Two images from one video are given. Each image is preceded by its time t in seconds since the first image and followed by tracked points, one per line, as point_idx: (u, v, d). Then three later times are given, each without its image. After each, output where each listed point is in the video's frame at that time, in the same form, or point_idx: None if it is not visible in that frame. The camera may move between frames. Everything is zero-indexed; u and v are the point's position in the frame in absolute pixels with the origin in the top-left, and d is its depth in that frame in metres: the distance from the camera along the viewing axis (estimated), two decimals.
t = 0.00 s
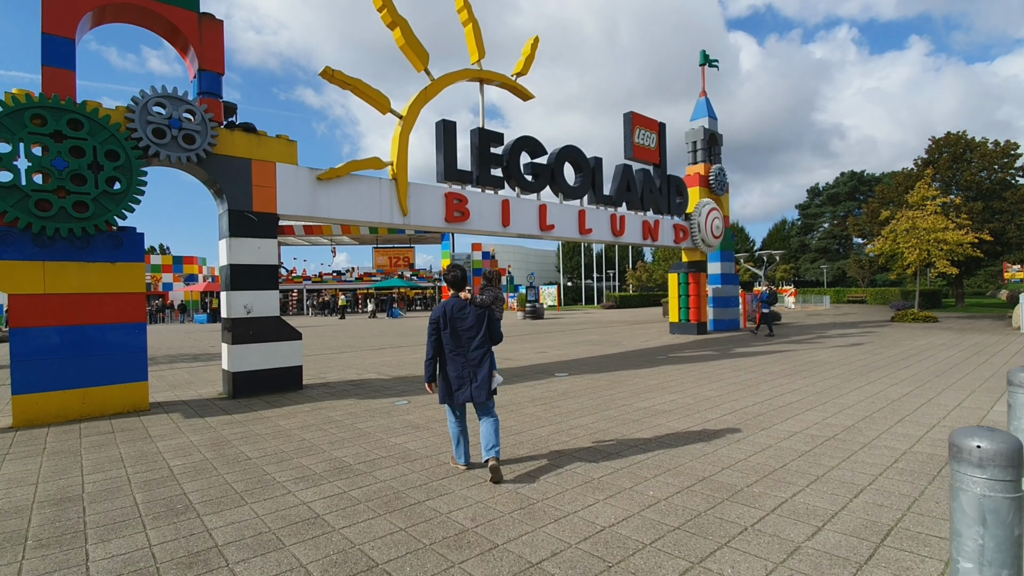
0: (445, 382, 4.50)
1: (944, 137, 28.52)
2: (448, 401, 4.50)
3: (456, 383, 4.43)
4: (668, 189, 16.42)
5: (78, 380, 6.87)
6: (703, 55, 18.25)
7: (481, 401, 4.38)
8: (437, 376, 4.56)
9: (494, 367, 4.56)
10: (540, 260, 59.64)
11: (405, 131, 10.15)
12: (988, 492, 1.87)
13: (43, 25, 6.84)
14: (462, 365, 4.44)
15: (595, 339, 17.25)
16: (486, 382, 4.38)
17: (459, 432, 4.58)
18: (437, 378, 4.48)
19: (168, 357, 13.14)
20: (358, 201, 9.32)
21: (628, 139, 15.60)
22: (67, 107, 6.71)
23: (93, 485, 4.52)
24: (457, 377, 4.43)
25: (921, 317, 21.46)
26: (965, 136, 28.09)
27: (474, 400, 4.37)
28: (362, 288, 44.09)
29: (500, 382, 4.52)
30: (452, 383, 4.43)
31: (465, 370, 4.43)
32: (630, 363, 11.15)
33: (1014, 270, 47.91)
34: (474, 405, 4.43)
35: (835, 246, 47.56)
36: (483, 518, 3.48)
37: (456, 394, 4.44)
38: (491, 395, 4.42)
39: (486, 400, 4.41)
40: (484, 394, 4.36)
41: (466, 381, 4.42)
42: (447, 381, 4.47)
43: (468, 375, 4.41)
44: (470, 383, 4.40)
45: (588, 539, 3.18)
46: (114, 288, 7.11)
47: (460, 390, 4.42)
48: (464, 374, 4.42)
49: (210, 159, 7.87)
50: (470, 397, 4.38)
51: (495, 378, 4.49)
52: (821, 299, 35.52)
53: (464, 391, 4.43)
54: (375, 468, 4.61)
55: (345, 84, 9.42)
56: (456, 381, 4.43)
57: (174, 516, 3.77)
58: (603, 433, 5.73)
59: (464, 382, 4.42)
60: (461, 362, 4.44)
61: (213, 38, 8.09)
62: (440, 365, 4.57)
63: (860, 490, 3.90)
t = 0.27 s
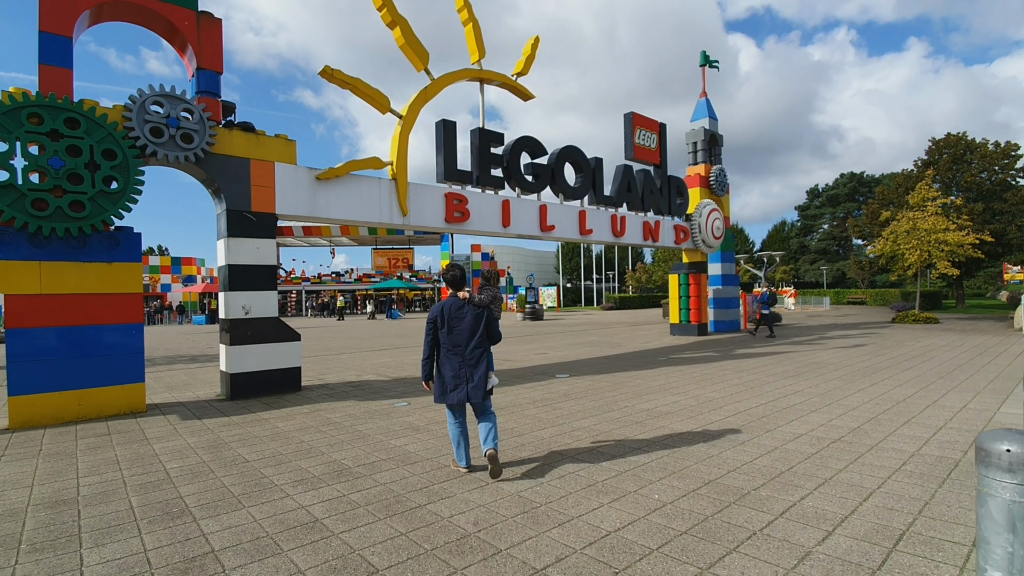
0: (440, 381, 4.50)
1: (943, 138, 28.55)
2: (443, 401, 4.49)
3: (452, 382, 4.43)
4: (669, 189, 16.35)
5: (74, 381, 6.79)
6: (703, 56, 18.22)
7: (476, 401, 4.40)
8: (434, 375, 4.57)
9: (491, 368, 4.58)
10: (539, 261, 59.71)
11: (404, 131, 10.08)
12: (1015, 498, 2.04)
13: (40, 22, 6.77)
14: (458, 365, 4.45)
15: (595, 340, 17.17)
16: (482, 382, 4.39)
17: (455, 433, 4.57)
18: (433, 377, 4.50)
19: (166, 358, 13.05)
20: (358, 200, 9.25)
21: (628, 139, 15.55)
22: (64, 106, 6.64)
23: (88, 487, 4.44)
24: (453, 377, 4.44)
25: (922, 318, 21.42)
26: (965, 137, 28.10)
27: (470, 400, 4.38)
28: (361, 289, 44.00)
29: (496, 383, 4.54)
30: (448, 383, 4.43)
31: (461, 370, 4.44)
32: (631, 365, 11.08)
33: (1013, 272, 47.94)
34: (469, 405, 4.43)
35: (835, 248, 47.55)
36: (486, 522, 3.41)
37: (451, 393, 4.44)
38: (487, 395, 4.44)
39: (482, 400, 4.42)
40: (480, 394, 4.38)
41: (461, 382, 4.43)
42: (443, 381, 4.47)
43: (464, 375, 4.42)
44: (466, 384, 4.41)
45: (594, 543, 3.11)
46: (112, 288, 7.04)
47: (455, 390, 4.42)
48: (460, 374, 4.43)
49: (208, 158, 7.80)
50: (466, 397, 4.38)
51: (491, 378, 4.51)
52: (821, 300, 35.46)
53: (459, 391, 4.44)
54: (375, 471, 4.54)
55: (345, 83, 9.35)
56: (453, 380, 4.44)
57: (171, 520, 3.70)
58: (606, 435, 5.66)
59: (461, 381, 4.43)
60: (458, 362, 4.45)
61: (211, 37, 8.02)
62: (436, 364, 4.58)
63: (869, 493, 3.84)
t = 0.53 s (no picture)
0: (437, 380, 4.46)
1: (942, 139, 28.57)
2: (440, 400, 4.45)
3: (449, 382, 4.39)
4: (669, 190, 16.29)
5: (69, 382, 6.70)
6: (703, 56, 18.18)
7: (473, 400, 4.37)
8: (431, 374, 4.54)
9: (488, 368, 4.56)
10: (538, 262, 59.67)
11: (403, 130, 10.01)
12: None
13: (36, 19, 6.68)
14: (456, 364, 4.41)
15: (595, 341, 17.10)
16: (479, 381, 4.36)
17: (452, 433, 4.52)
18: (430, 375, 4.48)
19: (162, 359, 12.95)
20: (356, 200, 9.17)
21: (628, 140, 15.49)
22: (60, 104, 6.56)
23: (83, 490, 4.35)
24: (450, 376, 4.40)
25: (922, 319, 21.39)
26: (964, 138, 28.11)
27: (466, 400, 4.35)
28: (360, 290, 43.88)
29: (493, 383, 4.52)
30: (444, 382, 4.39)
31: (458, 369, 4.41)
32: (631, 366, 11.02)
33: (1012, 273, 48.00)
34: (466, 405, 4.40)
35: (834, 249, 47.59)
36: (488, 527, 3.33)
37: (448, 393, 4.40)
38: (483, 395, 4.41)
39: (478, 400, 4.39)
40: (477, 393, 4.35)
41: (458, 381, 4.39)
42: (439, 379, 4.43)
43: (461, 374, 4.39)
44: (463, 383, 4.38)
45: (600, 549, 3.03)
46: (108, 289, 6.95)
47: (452, 389, 4.38)
48: (457, 373, 4.40)
49: (205, 157, 7.71)
50: (462, 396, 4.35)
51: (488, 379, 4.49)
52: (820, 301, 35.46)
53: (456, 390, 4.39)
54: (375, 474, 4.45)
55: (343, 82, 9.28)
56: (450, 379, 4.40)
57: (166, 525, 3.61)
58: (608, 437, 5.58)
59: (457, 381, 4.39)
60: (455, 361, 4.41)
61: (209, 35, 7.94)
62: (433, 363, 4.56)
63: (879, 497, 3.78)
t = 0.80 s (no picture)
0: (434, 381, 4.38)
1: (940, 140, 28.61)
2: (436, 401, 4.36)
3: (445, 382, 4.31)
4: (668, 190, 16.24)
5: (63, 384, 6.59)
6: (702, 57, 18.16)
7: (469, 401, 4.28)
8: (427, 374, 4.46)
9: (485, 369, 4.49)
10: (536, 263, 59.63)
11: (401, 130, 9.93)
12: None
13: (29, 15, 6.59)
14: (453, 364, 4.33)
15: (593, 342, 17.02)
16: (475, 382, 4.29)
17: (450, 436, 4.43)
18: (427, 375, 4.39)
19: (158, 361, 12.82)
20: (354, 200, 9.09)
21: (627, 140, 15.44)
22: (54, 102, 6.46)
23: (75, 494, 4.25)
24: (447, 377, 4.31)
25: (921, 320, 21.37)
26: (962, 140, 28.14)
27: (463, 400, 4.27)
28: (357, 291, 43.73)
29: (490, 384, 4.44)
30: (441, 382, 4.31)
31: (456, 369, 4.32)
32: (631, 367, 10.94)
33: (1008, 275, 48.08)
34: (462, 406, 4.31)
35: (831, 250, 47.65)
36: (489, 533, 3.25)
37: (445, 393, 4.31)
38: (480, 396, 4.34)
39: (475, 401, 4.31)
40: (474, 394, 4.27)
41: (456, 381, 4.30)
42: (436, 380, 4.35)
43: (458, 374, 4.30)
44: (459, 384, 4.29)
45: (605, 556, 2.96)
46: (102, 290, 6.85)
47: (449, 389, 4.29)
48: (455, 373, 4.31)
49: (200, 156, 7.62)
50: (459, 396, 4.27)
51: (485, 380, 4.43)
52: (818, 302, 35.46)
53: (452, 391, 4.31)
54: (373, 478, 4.37)
55: (341, 81, 9.20)
56: (446, 379, 4.31)
57: (161, 530, 3.52)
58: (610, 440, 5.51)
59: (455, 381, 4.30)
60: (452, 361, 4.33)
61: (205, 33, 7.86)
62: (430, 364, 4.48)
63: (887, 501, 3.71)
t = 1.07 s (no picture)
0: (428, 383, 4.33)
1: (933, 143, 28.78)
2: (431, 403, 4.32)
3: (440, 385, 4.26)
4: (663, 192, 16.23)
5: (52, 388, 6.47)
6: (697, 59, 18.18)
7: (464, 404, 4.23)
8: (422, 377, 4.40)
9: (481, 372, 4.43)
10: (531, 265, 59.60)
11: (397, 130, 9.86)
12: None
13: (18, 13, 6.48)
14: (448, 367, 4.28)
15: (589, 344, 16.98)
16: (470, 385, 4.23)
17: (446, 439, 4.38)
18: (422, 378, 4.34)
19: (149, 364, 12.67)
20: (348, 201, 9.00)
21: (623, 142, 15.41)
22: (43, 101, 6.35)
23: (63, 502, 4.15)
24: (442, 380, 4.27)
25: (914, 322, 21.44)
26: (954, 142, 28.31)
27: (457, 404, 4.21)
28: (351, 293, 43.53)
29: (486, 387, 4.38)
30: (436, 385, 4.26)
31: (451, 372, 4.28)
32: (628, 369, 10.89)
33: (999, 276, 48.42)
34: (457, 409, 4.26)
35: (825, 252, 47.87)
36: (488, 541, 3.18)
37: (440, 396, 4.27)
38: (476, 399, 4.29)
39: (470, 404, 4.26)
40: (469, 397, 4.22)
41: (450, 384, 4.25)
42: (430, 383, 4.30)
43: (453, 377, 4.25)
44: (454, 387, 4.23)
45: (606, 564, 2.89)
46: (92, 292, 6.74)
47: (444, 392, 4.24)
48: (449, 376, 4.26)
49: (193, 156, 7.52)
50: (454, 400, 4.21)
51: (481, 383, 4.36)
52: (812, 304, 35.57)
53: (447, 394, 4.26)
54: (368, 484, 4.29)
55: (336, 81, 9.11)
56: (441, 382, 4.27)
57: (150, 539, 3.43)
58: (608, 443, 5.44)
59: (449, 384, 4.26)
60: (447, 363, 4.28)
61: (198, 32, 7.76)
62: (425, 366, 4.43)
63: (890, 506, 3.67)
